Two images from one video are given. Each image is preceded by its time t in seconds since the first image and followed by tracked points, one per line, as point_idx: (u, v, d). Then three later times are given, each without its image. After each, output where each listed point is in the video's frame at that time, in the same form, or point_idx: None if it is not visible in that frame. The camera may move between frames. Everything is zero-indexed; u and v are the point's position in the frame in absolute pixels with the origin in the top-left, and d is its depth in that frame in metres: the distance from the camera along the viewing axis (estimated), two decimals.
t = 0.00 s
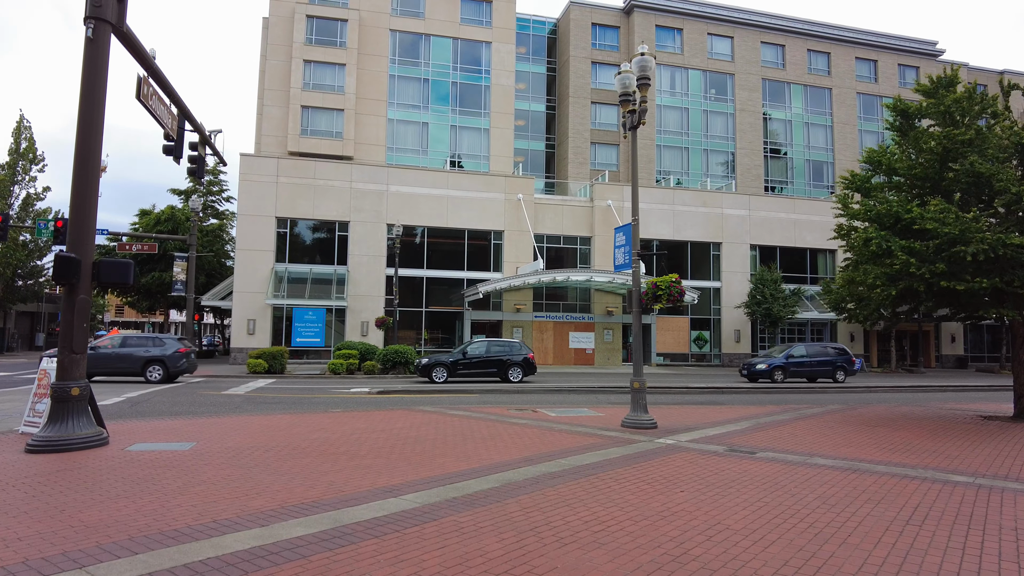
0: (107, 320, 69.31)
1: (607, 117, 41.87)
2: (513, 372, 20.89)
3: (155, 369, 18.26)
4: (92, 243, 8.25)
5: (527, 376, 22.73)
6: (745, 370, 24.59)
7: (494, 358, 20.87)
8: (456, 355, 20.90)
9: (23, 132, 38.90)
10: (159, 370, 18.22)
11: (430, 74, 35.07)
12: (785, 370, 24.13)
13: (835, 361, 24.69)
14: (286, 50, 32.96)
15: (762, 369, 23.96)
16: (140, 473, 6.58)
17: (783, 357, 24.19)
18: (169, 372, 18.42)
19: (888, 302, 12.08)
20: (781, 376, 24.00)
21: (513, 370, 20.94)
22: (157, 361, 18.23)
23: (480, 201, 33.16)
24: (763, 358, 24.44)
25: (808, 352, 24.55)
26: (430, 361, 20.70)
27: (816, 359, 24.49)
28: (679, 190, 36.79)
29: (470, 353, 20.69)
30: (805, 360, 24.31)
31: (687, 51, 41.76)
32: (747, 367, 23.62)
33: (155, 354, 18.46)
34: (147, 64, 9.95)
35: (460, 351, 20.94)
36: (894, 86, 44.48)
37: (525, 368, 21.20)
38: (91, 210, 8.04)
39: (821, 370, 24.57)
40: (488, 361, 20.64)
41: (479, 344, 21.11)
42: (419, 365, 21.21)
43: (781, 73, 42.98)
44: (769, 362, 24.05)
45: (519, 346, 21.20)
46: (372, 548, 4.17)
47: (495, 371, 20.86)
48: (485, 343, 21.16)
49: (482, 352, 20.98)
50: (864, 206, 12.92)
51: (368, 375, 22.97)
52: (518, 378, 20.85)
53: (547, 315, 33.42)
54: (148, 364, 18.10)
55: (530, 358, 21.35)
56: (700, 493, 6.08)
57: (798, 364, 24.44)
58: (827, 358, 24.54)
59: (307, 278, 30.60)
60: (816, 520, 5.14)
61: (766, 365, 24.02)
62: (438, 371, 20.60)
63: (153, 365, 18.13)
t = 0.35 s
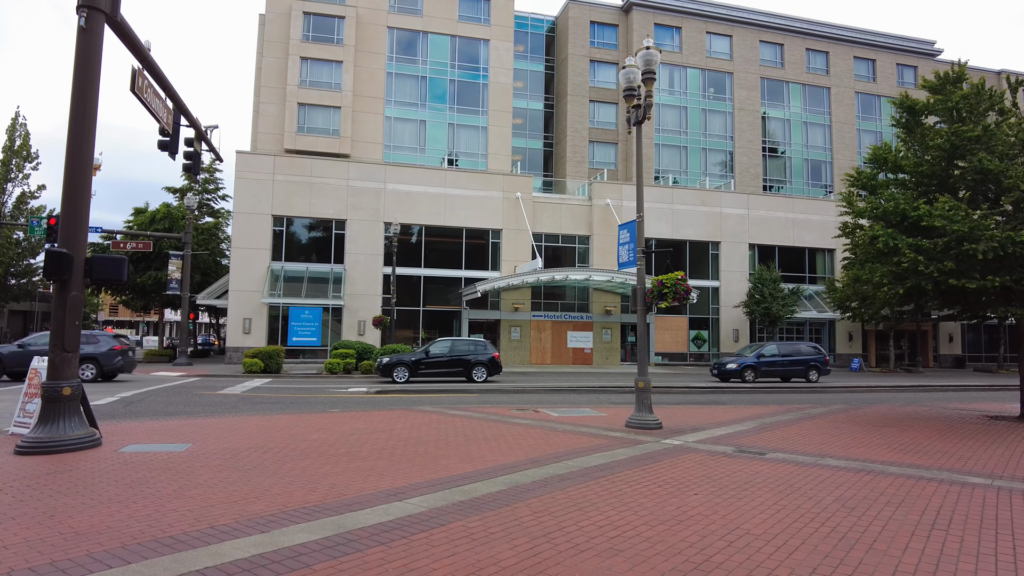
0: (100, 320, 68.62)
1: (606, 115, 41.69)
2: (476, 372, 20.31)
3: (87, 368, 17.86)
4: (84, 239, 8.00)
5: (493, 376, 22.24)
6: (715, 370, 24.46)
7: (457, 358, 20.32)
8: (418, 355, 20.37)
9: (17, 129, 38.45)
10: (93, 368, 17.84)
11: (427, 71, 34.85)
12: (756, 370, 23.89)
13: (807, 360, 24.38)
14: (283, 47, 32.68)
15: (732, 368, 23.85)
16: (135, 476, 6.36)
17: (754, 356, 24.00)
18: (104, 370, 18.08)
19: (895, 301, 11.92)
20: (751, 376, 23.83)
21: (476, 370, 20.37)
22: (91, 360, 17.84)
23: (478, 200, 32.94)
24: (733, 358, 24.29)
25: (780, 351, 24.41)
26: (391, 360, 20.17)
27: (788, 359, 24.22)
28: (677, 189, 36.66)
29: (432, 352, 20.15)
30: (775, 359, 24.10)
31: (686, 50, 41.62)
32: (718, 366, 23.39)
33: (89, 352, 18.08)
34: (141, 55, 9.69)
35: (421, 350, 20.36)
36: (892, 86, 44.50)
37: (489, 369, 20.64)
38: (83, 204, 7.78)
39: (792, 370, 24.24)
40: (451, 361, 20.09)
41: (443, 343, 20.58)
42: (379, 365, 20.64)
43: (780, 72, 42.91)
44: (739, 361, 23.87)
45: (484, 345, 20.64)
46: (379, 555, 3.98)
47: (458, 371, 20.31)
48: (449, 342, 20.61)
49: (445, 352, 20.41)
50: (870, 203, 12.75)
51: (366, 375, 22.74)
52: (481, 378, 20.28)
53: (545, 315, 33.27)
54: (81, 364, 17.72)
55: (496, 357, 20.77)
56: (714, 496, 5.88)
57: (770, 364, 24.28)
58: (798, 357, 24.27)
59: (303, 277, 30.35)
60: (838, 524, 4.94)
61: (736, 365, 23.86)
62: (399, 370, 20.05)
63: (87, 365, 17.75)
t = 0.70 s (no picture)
0: (70, 319, 66.83)
1: (589, 115, 41.66)
2: (423, 373, 19.69)
3: None
4: (57, 234, 7.60)
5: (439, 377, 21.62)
6: (667, 371, 23.84)
7: (403, 358, 19.61)
8: (361, 355, 19.51)
9: None
10: None
11: (411, 68, 34.42)
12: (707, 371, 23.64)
13: (760, 360, 24.61)
14: (263, 41, 32.06)
15: (686, 368, 23.20)
16: (111, 485, 6.03)
17: (705, 356, 23.78)
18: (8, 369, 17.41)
19: (883, 302, 11.96)
20: (702, 377, 23.41)
21: (422, 371, 19.71)
22: None
23: (461, 198, 32.65)
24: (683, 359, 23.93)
25: (731, 351, 24.31)
26: (332, 361, 19.24)
27: (740, 359, 24.24)
28: (660, 190, 36.76)
29: (377, 352, 19.39)
30: (727, 359, 24.05)
31: (670, 51, 41.76)
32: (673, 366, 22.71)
33: None
34: (119, 44, 9.27)
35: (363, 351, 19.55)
36: (870, 91, 45.30)
37: (435, 369, 20.09)
38: (57, 197, 7.38)
39: (745, 370, 24.26)
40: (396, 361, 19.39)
41: (387, 342, 19.82)
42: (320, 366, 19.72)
43: (761, 75, 43.34)
44: (691, 362, 23.46)
45: (429, 345, 20.04)
46: (382, 572, 3.76)
47: (403, 372, 19.61)
48: (394, 342, 19.87)
49: (390, 352, 19.68)
50: (858, 205, 12.77)
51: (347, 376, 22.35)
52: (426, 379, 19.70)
53: (528, 315, 33.12)
54: None
55: (441, 357, 20.22)
56: (720, 503, 5.74)
57: (721, 364, 24.02)
58: (750, 357, 24.46)
59: (282, 275, 29.77)
60: (851, 532, 4.82)
61: (688, 365, 23.37)
62: (341, 371, 19.19)
63: None
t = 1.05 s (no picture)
0: (14, 320, 63.69)
1: (556, 115, 41.63)
2: (344, 373, 19.21)
3: None
4: None
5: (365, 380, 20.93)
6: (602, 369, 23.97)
7: (323, 358, 19.03)
8: (278, 355, 18.88)
9: None
10: None
11: (376, 63, 33.77)
12: (638, 369, 23.49)
13: (693, 359, 24.33)
14: (223, 31, 31.02)
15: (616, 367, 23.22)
16: (55, 497, 5.56)
17: (637, 355, 23.55)
18: None
19: (849, 301, 12.16)
20: (633, 376, 23.23)
21: (343, 372, 19.21)
22: None
23: (427, 195, 32.17)
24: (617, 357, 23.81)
25: (664, 350, 24.06)
26: (247, 361, 18.61)
27: (671, 358, 23.98)
28: (626, 190, 36.98)
29: (295, 353, 18.78)
30: (659, 359, 23.76)
31: (636, 52, 42.07)
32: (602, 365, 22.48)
33: None
34: (68, 24, 8.66)
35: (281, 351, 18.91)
36: (830, 95, 46.74)
37: (358, 369, 19.59)
38: None
39: (676, 369, 24.05)
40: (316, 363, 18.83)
41: (307, 342, 19.22)
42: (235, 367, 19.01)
43: (724, 78, 44.11)
44: (622, 360, 23.33)
45: (352, 345, 19.49)
46: None
47: (323, 372, 19.09)
48: (315, 341, 19.29)
49: (310, 351, 19.08)
50: (826, 206, 13.05)
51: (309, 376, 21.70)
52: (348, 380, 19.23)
53: (494, 314, 32.88)
54: None
55: (365, 357, 19.67)
56: (704, 506, 5.61)
57: (653, 363, 23.80)
58: (682, 356, 24.13)
59: (242, 273, 28.81)
60: (840, 534, 4.73)
61: (619, 363, 23.22)
62: (256, 370, 18.53)
63: None
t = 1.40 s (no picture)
0: None
1: (513, 113, 41.44)
2: (247, 375, 17.76)
3: None
4: None
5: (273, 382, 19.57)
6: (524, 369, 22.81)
7: (223, 359, 17.60)
8: (176, 355, 17.51)
9: None
10: None
11: (330, 55, 32.83)
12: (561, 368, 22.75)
13: (617, 357, 24.07)
14: (168, 18, 29.62)
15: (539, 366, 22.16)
16: None
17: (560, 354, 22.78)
18: None
19: (808, 300, 12.47)
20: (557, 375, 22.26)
21: (245, 374, 17.76)
22: None
23: (383, 192, 31.47)
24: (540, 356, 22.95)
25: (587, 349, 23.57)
26: (141, 361, 17.29)
27: (594, 357, 23.57)
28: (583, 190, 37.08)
29: (193, 353, 17.39)
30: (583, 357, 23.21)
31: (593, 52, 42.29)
32: (528, 363, 21.40)
33: None
34: None
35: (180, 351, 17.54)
36: (780, 99, 48.31)
37: (264, 371, 18.10)
38: None
39: (599, 368, 23.63)
40: (214, 364, 17.39)
41: (208, 341, 17.78)
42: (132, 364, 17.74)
43: (679, 81, 44.88)
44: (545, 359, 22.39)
45: (256, 345, 17.95)
46: None
47: (224, 374, 17.68)
48: (217, 340, 17.82)
49: (210, 351, 17.66)
50: (785, 206, 13.48)
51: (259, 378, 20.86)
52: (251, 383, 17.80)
53: (452, 313, 32.45)
54: None
55: (271, 358, 18.13)
56: (680, 512, 5.46)
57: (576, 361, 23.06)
58: (605, 354, 23.83)
59: (188, 270, 27.54)
60: (820, 539, 4.64)
61: (542, 362, 22.35)
62: (150, 372, 17.24)
63: None
